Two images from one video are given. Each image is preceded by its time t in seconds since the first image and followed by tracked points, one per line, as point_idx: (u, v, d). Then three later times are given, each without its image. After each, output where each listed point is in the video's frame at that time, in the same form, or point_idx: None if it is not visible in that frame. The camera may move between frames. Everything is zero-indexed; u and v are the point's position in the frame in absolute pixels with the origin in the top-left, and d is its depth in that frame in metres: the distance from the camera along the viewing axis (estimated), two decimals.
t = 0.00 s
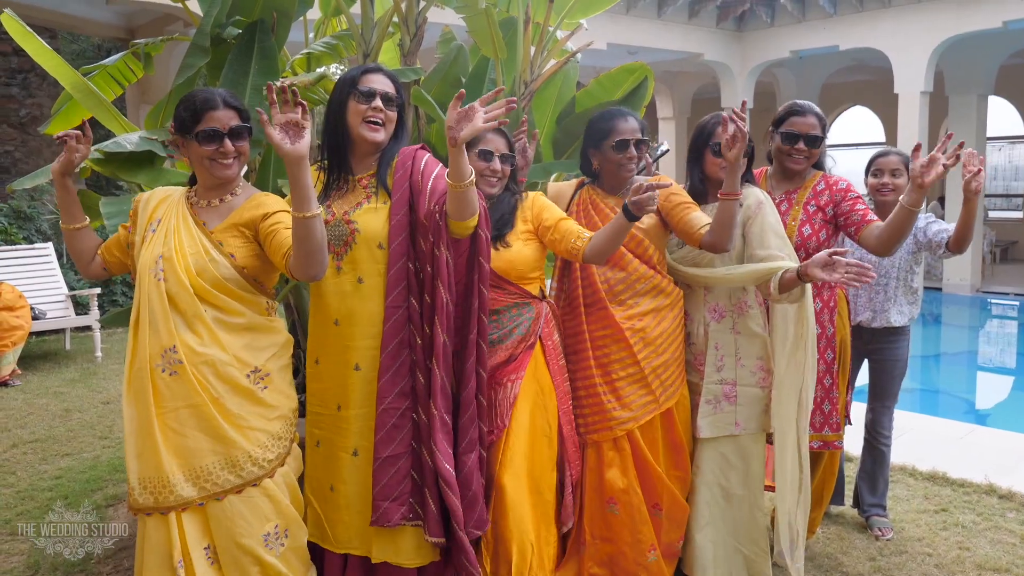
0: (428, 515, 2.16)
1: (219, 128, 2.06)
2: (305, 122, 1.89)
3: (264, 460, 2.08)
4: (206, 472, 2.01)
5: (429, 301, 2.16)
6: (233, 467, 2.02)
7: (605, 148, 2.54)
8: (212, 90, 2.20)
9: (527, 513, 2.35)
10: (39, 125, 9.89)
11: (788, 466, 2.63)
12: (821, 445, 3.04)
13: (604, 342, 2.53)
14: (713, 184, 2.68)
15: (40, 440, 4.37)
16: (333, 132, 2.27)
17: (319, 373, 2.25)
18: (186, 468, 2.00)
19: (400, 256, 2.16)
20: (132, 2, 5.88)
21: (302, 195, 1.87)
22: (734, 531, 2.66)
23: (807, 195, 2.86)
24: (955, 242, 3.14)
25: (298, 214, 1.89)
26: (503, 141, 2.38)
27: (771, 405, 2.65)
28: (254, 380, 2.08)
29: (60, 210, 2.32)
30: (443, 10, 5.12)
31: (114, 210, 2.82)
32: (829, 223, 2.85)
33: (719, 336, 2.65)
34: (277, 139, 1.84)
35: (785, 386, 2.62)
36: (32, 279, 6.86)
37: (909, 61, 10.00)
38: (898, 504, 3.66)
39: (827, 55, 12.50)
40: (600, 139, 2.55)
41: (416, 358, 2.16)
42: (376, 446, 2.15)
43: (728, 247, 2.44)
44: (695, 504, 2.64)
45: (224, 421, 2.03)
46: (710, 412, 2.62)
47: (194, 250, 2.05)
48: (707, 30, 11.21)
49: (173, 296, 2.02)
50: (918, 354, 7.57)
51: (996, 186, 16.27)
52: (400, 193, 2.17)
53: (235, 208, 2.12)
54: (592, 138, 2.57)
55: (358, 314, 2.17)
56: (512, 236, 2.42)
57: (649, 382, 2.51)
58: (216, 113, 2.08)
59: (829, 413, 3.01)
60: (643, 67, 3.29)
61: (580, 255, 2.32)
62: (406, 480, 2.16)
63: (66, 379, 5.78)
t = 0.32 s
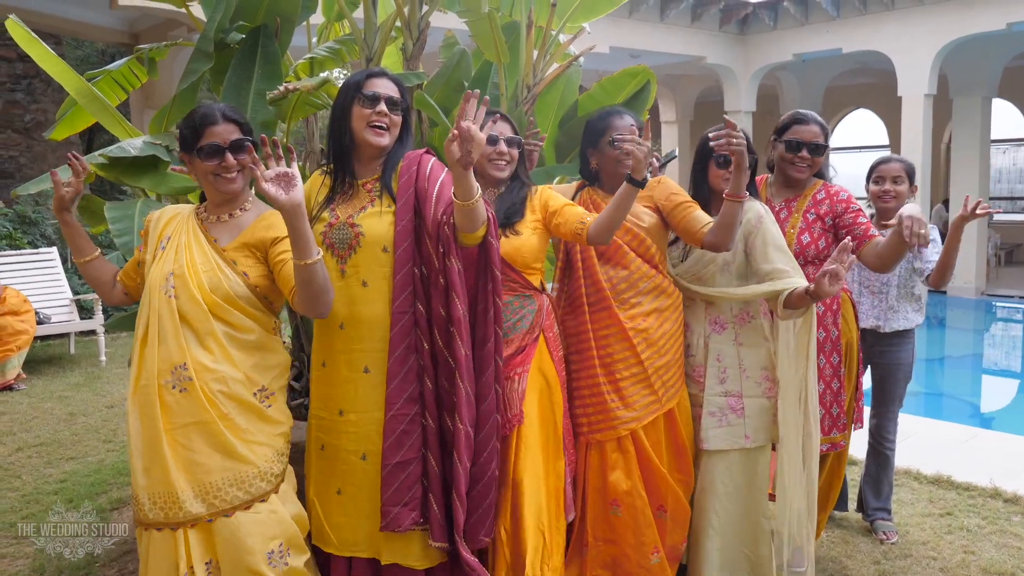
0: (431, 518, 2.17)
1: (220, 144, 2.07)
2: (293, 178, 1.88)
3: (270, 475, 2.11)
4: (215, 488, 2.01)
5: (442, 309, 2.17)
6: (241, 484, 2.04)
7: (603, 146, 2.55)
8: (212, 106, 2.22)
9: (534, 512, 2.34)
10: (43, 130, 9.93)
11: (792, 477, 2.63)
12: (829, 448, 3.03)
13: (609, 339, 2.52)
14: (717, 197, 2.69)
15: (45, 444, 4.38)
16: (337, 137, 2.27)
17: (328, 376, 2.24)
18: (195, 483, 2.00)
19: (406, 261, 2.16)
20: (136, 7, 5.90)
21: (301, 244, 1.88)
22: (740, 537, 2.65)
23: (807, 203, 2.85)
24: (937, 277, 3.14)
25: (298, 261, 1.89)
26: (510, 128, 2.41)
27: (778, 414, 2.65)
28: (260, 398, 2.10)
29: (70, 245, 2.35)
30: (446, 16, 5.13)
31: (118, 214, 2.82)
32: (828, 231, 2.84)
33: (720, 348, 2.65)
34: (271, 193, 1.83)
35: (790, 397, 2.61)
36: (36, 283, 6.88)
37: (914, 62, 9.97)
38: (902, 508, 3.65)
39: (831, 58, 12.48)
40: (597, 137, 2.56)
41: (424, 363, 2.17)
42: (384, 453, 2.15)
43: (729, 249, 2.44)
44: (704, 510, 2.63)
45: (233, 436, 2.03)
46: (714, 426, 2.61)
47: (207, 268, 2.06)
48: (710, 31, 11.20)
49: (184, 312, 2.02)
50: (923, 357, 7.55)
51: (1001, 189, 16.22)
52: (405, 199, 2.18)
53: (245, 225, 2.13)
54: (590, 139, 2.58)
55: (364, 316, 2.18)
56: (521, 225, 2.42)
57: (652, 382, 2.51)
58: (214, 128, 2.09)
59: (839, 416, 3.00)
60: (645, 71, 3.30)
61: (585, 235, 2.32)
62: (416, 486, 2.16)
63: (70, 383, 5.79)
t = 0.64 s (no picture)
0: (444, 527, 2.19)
1: (224, 140, 2.07)
2: (300, 169, 1.88)
3: (271, 474, 2.11)
4: (216, 487, 2.02)
5: (449, 326, 2.16)
6: (243, 482, 2.04)
7: (604, 134, 2.55)
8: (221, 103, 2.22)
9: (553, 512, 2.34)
10: (49, 130, 9.97)
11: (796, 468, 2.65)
12: (836, 445, 3.03)
13: (618, 331, 2.52)
14: (721, 182, 2.68)
15: (53, 442, 4.41)
16: (342, 145, 2.28)
17: (326, 390, 2.25)
18: (196, 482, 2.01)
19: (415, 270, 2.18)
20: (141, 8, 5.91)
21: (312, 236, 1.86)
22: (746, 527, 2.65)
23: (814, 197, 2.84)
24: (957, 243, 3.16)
25: (310, 254, 1.88)
26: (522, 124, 2.43)
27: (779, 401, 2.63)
28: (263, 399, 2.11)
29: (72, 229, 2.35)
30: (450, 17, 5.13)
31: (124, 214, 2.83)
32: (836, 227, 2.83)
33: (724, 331, 2.65)
34: (281, 187, 1.83)
35: (792, 382, 2.62)
36: (43, 282, 6.92)
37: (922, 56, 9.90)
38: (907, 506, 3.65)
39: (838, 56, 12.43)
40: (598, 126, 2.56)
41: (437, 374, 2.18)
42: (396, 464, 2.16)
43: (738, 218, 2.38)
44: (707, 498, 2.64)
45: (235, 436, 2.04)
46: (711, 406, 2.62)
47: (214, 267, 2.06)
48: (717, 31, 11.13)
49: (190, 311, 2.03)
50: (929, 356, 7.54)
51: (1010, 189, 16.15)
52: (412, 209, 2.21)
53: (251, 225, 2.13)
54: (591, 127, 2.57)
55: (367, 323, 2.17)
56: (525, 210, 2.42)
57: (658, 372, 2.52)
58: (218, 126, 2.10)
59: (846, 414, 3.00)
60: (651, 68, 3.31)
61: (586, 229, 2.28)
62: (431, 494, 2.18)
63: (77, 382, 5.82)
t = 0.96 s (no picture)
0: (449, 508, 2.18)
1: (221, 122, 2.07)
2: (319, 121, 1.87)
3: (272, 458, 2.09)
4: (214, 468, 2.02)
5: (444, 304, 2.16)
6: (241, 464, 2.04)
7: (608, 140, 2.53)
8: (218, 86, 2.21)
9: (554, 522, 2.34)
10: (49, 122, 9.93)
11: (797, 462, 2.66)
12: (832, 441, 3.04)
13: (615, 335, 2.52)
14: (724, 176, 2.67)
15: (54, 435, 4.41)
16: (338, 127, 2.27)
17: (333, 366, 2.25)
18: (195, 463, 2.02)
19: (416, 252, 2.17)
20: None
21: (323, 197, 1.85)
22: (745, 524, 2.67)
23: (818, 187, 2.83)
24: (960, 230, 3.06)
25: (320, 215, 1.87)
26: (525, 129, 2.40)
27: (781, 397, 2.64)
28: (261, 378, 2.09)
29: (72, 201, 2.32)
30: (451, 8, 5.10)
31: (125, 206, 2.83)
32: (841, 215, 2.83)
33: (728, 328, 2.65)
34: (301, 145, 1.82)
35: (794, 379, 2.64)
36: (44, 275, 6.90)
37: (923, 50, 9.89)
38: (908, 499, 3.66)
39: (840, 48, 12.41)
40: (602, 130, 2.54)
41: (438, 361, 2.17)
42: (400, 445, 2.14)
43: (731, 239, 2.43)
44: (701, 492, 2.64)
45: (233, 419, 2.04)
46: (717, 403, 2.63)
47: (206, 247, 2.06)
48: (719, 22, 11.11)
49: (184, 291, 2.02)
50: (931, 349, 7.55)
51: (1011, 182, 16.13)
52: (412, 190, 2.19)
53: (245, 206, 2.13)
54: (594, 129, 2.55)
55: (366, 304, 2.18)
56: (535, 235, 2.41)
57: (658, 373, 2.52)
58: (216, 105, 2.08)
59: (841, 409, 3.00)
60: (654, 62, 3.29)
61: (598, 239, 2.29)
62: (434, 476, 2.16)
63: (79, 375, 5.81)
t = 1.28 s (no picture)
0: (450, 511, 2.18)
1: (219, 123, 2.07)
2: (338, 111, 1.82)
3: (275, 455, 2.07)
4: (215, 467, 2.02)
5: (449, 300, 2.16)
6: (243, 463, 2.03)
7: (603, 137, 2.54)
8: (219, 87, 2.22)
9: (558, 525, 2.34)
10: (55, 123, 9.98)
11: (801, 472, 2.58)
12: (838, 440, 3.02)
13: (618, 334, 2.52)
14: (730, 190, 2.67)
15: (57, 435, 4.42)
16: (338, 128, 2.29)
17: (336, 368, 2.25)
18: (196, 465, 2.02)
19: (417, 252, 2.18)
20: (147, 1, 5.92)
21: (335, 180, 1.89)
22: (750, 527, 2.65)
23: (815, 196, 2.83)
24: (947, 266, 3.16)
25: (327, 198, 1.89)
26: (527, 119, 2.42)
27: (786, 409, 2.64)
28: (266, 373, 2.08)
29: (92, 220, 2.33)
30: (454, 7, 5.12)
31: (130, 206, 2.84)
32: (835, 225, 2.83)
33: (730, 338, 2.64)
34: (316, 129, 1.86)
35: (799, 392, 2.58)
36: (48, 276, 6.92)
37: (926, 55, 9.90)
38: (912, 501, 3.64)
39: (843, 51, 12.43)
40: (596, 128, 2.56)
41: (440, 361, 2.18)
42: (403, 447, 2.14)
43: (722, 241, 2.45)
44: (712, 503, 2.63)
45: (234, 417, 2.03)
46: (721, 416, 2.61)
47: (197, 247, 2.07)
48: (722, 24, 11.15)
49: (179, 289, 2.04)
50: (934, 350, 7.52)
51: (1015, 184, 16.12)
52: (414, 189, 2.20)
53: (237, 204, 2.13)
54: (588, 128, 2.58)
55: (368, 302, 2.18)
56: (523, 213, 2.42)
57: (662, 372, 2.52)
58: (217, 106, 2.09)
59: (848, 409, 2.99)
60: (655, 63, 3.32)
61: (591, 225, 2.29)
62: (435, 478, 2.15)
63: (83, 375, 5.82)
